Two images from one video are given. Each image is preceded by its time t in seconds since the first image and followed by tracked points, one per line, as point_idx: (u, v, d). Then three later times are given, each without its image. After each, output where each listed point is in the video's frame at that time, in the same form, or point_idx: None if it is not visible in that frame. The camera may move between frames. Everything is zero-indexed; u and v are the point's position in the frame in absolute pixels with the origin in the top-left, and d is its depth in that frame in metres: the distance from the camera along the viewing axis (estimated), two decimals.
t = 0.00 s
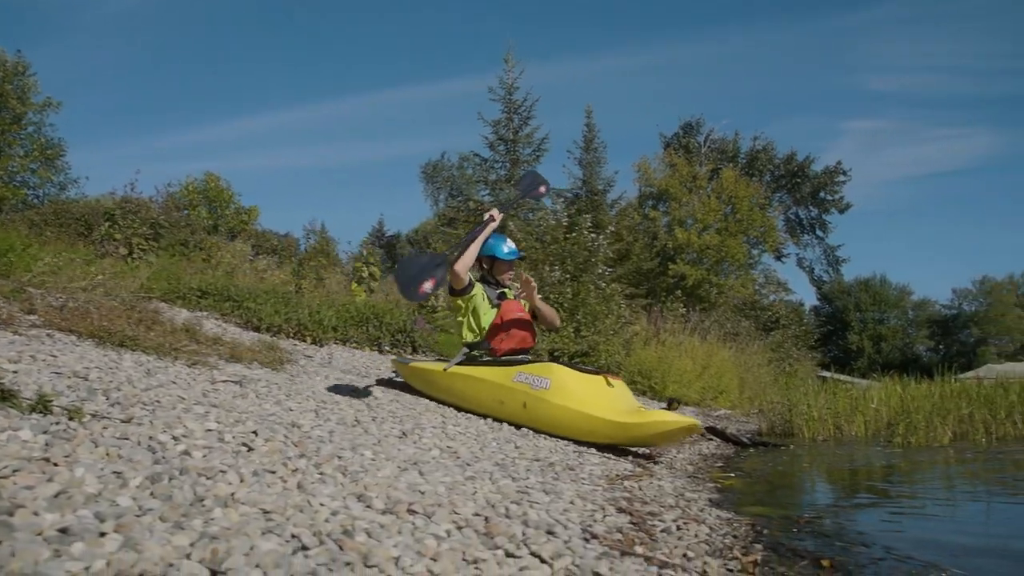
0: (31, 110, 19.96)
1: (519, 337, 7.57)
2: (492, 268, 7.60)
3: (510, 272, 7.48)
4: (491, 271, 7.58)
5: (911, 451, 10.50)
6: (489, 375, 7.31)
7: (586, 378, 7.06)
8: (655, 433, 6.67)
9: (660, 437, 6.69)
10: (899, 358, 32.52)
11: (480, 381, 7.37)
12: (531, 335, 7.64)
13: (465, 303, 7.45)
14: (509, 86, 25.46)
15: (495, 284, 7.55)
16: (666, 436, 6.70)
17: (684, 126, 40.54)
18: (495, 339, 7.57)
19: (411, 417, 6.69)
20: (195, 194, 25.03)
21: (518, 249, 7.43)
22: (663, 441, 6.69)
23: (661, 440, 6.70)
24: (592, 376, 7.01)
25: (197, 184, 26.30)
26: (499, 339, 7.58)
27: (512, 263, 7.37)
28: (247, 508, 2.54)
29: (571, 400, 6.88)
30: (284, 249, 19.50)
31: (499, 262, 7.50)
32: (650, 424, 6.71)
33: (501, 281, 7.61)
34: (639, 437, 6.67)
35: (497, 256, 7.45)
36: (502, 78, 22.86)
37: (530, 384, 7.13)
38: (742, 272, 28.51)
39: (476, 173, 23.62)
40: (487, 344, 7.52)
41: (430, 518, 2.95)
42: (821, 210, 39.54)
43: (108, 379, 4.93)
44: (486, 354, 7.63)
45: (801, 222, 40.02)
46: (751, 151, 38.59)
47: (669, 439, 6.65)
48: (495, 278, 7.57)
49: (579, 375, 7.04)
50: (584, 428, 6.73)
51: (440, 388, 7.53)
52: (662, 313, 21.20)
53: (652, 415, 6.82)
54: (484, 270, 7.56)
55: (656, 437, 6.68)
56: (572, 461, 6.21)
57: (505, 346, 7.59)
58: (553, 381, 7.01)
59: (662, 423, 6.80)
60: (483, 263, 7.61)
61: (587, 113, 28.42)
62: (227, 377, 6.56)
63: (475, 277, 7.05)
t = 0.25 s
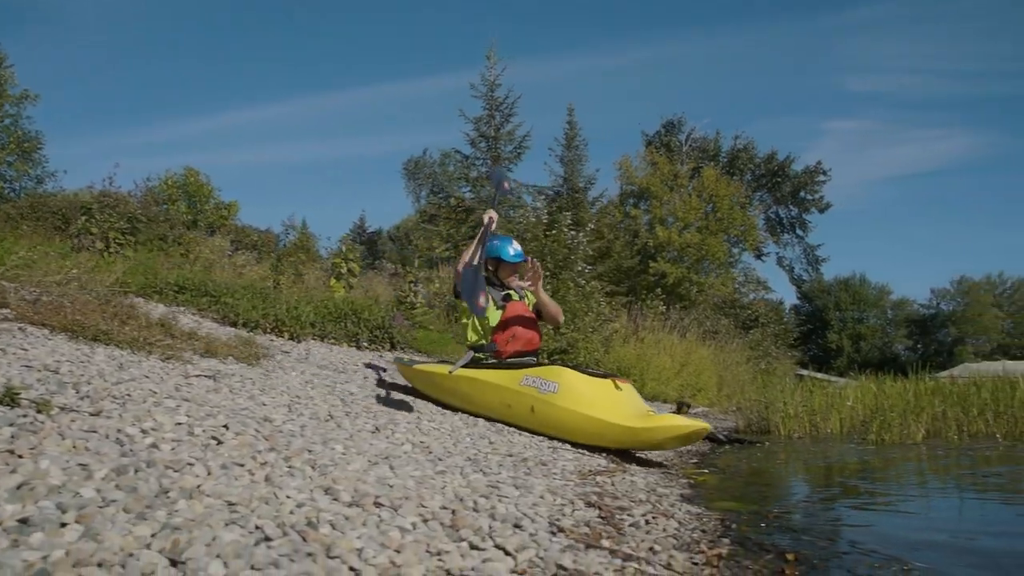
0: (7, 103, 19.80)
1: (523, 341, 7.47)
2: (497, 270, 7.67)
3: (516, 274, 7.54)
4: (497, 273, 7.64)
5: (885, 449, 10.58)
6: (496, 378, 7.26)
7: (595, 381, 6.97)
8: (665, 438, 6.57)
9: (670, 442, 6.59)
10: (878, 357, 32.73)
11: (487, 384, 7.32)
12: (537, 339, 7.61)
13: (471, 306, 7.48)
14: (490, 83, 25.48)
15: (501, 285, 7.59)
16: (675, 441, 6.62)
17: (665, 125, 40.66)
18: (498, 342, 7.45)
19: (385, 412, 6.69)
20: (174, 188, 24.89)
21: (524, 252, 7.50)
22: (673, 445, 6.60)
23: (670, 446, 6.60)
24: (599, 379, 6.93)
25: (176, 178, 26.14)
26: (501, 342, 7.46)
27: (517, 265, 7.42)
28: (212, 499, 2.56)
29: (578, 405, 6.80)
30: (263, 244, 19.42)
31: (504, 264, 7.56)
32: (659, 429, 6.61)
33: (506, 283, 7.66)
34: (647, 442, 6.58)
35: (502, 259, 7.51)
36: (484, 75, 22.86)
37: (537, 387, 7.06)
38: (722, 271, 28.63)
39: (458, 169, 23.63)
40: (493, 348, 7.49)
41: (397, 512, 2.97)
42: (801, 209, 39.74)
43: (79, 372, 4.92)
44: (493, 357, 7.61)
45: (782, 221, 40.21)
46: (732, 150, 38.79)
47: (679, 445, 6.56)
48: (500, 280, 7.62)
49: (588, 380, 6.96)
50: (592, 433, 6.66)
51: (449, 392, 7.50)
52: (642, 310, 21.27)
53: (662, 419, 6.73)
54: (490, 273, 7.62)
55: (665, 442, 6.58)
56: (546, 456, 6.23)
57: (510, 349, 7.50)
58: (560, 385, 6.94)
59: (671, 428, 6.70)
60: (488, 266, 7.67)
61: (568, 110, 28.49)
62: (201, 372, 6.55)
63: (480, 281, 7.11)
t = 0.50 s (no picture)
0: None
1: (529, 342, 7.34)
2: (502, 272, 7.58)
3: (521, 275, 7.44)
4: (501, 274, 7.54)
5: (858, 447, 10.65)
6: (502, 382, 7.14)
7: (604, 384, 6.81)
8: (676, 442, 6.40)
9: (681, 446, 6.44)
10: (855, 356, 32.93)
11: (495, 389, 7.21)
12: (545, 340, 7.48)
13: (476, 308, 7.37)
14: (471, 80, 25.47)
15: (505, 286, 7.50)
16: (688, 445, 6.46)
17: (646, 123, 40.78)
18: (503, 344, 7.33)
19: (359, 408, 6.69)
20: (152, 182, 24.72)
21: (529, 252, 7.40)
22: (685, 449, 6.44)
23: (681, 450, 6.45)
24: (607, 382, 6.78)
25: (155, 173, 25.95)
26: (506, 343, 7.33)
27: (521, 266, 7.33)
28: (176, 491, 2.57)
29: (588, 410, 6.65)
30: (241, 240, 19.33)
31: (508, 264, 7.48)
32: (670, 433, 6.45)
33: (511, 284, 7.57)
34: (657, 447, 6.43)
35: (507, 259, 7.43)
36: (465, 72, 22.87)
37: (545, 393, 6.92)
38: (702, 270, 28.71)
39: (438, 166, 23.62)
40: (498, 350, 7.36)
41: (363, 504, 2.98)
42: (781, 209, 39.93)
43: (49, 366, 4.89)
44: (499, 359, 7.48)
45: (761, 220, 40.39)
46: (713, 149, 38.97)
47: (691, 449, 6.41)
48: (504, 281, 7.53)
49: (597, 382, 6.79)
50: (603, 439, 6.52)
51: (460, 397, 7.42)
52: (621, 308, 21.32)
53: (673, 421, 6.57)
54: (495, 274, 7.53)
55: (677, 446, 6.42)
56: (518, 452, 6.25)
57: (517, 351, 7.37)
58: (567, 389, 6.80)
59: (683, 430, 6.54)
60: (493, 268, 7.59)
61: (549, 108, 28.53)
62: (174, 366, 6.53)
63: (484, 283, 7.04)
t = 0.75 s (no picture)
0: None
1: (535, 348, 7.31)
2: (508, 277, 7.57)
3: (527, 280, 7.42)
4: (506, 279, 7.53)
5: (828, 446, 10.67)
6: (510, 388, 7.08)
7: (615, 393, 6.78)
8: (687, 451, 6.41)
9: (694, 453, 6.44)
10: (833, 356, 33.11)
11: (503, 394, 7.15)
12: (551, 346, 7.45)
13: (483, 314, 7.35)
14: (452, 77, 25.47)
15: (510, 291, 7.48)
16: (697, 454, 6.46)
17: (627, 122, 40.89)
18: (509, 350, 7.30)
19: (331, 403, 6.69)
20: (129, 176, 24.54)
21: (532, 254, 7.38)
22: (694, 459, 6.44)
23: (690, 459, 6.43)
24: (616, 390, 6.74)
25: (132, 167, 25.75)
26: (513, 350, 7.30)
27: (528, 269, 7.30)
28: (139, 483, 2.57)
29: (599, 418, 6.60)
30: (219, 235, 19.23)
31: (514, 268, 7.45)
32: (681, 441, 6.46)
33: (516, 289, 7.55)
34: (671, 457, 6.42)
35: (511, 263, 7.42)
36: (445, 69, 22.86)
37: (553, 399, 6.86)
38: (681, 268, 28.76)
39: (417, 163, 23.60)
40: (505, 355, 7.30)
41: (328, 498, 3.00)
42: (760, 209, 40.11)
43: (18, 360, 4.88)
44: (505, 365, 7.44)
45: (740, 220, 40.54)
46: (693, 149, 39.15)
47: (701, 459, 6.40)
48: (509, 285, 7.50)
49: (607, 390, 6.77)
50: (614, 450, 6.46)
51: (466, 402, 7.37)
52: (600, 307, 21.36)
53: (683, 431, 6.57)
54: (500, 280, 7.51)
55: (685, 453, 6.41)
56: (490, 447, 6.26)
57: (524, 356, 7.33)
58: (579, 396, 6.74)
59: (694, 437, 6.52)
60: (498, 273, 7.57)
61: (529, 106, 28.55)
62: (145, 361, 6.51)
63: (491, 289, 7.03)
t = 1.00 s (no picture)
0: None
1: (542, 354, 7.27)
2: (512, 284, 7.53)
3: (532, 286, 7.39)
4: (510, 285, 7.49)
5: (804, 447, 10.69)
6: (516, 396, 7.03)
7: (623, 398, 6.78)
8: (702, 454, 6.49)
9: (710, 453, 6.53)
10: (811, 357, 33.30)
11: (509, 402, 7.10)
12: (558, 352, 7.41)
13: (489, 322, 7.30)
14: (432, 75, 25.44)
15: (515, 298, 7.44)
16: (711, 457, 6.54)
17: (608, 122, 40.98)
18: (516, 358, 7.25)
19: (304, 400, 6.68)
20: (106, 171, 24.35)
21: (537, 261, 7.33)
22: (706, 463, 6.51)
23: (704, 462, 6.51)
24: (622, 396, 6.74)
25: (109, 162, 25.53)
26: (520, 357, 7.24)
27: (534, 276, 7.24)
28: (101, 476, 2.58)
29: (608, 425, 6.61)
30: (197, 231, 19.12)
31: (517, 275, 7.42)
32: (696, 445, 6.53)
33: (521, 296, 7.51)
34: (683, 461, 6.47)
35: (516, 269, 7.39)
36: (426, 67, 22.86)
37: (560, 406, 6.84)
38: (660, 268, 28.76)
39: (398, 161, 23.55)
40: (511, 364, 7.25)
41: (293, 492, 3.02)
42: (739, 210, 40.26)
43: None
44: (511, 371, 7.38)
45: (720, 220, 40.69)
46: (673, 150, 39.32)
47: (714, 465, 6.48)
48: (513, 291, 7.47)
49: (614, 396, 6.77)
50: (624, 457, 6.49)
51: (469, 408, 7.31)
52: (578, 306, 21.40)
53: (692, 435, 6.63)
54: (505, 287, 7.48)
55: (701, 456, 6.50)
56: (462, 445, 6.28)
57: (531, 364, 7.28)
58: (587, 404, 6.72)
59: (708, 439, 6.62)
60: (502, 280, 7.54)
61: (510, 105, 28.55)
62: (117, 356, 6.48)
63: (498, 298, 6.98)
